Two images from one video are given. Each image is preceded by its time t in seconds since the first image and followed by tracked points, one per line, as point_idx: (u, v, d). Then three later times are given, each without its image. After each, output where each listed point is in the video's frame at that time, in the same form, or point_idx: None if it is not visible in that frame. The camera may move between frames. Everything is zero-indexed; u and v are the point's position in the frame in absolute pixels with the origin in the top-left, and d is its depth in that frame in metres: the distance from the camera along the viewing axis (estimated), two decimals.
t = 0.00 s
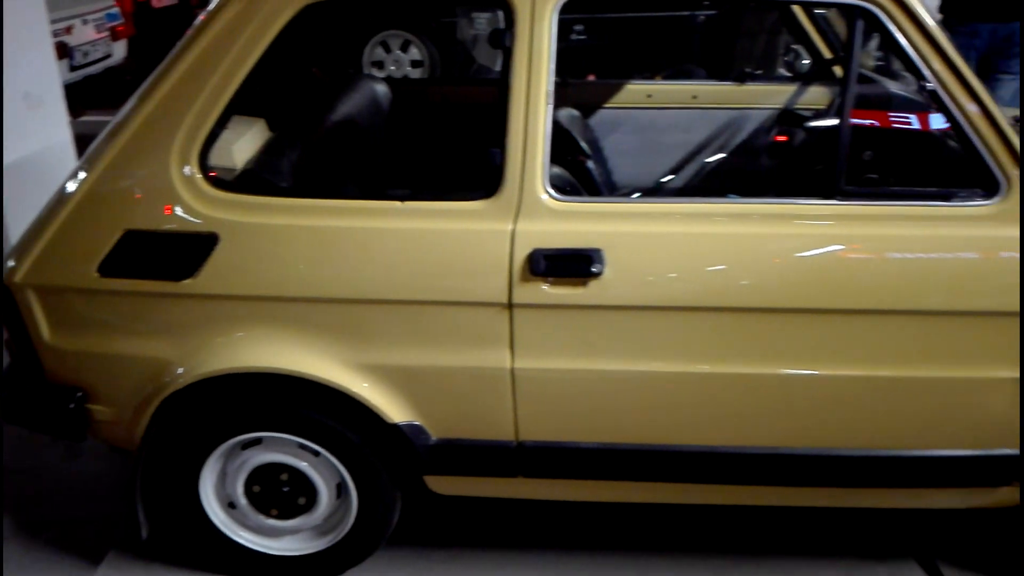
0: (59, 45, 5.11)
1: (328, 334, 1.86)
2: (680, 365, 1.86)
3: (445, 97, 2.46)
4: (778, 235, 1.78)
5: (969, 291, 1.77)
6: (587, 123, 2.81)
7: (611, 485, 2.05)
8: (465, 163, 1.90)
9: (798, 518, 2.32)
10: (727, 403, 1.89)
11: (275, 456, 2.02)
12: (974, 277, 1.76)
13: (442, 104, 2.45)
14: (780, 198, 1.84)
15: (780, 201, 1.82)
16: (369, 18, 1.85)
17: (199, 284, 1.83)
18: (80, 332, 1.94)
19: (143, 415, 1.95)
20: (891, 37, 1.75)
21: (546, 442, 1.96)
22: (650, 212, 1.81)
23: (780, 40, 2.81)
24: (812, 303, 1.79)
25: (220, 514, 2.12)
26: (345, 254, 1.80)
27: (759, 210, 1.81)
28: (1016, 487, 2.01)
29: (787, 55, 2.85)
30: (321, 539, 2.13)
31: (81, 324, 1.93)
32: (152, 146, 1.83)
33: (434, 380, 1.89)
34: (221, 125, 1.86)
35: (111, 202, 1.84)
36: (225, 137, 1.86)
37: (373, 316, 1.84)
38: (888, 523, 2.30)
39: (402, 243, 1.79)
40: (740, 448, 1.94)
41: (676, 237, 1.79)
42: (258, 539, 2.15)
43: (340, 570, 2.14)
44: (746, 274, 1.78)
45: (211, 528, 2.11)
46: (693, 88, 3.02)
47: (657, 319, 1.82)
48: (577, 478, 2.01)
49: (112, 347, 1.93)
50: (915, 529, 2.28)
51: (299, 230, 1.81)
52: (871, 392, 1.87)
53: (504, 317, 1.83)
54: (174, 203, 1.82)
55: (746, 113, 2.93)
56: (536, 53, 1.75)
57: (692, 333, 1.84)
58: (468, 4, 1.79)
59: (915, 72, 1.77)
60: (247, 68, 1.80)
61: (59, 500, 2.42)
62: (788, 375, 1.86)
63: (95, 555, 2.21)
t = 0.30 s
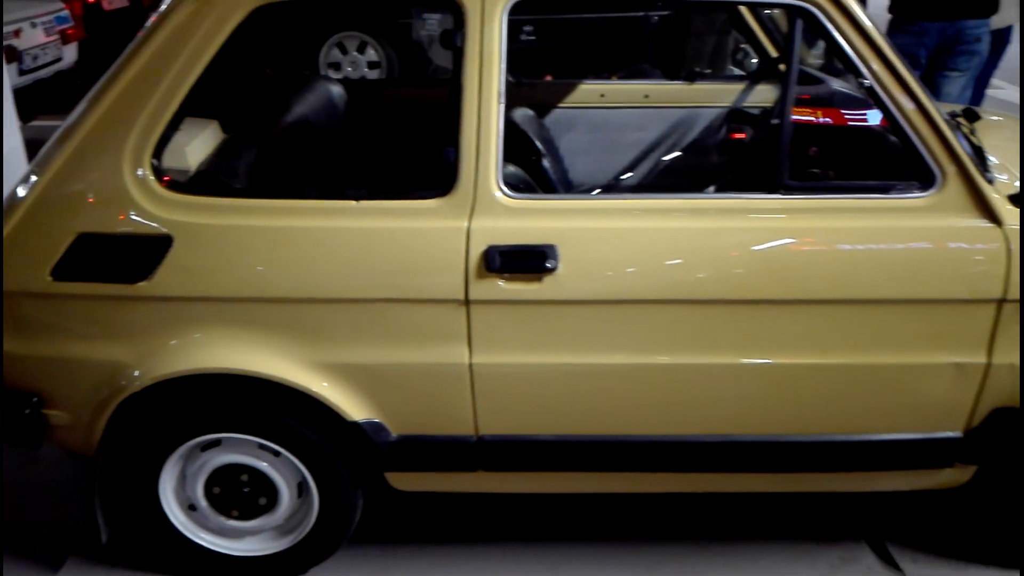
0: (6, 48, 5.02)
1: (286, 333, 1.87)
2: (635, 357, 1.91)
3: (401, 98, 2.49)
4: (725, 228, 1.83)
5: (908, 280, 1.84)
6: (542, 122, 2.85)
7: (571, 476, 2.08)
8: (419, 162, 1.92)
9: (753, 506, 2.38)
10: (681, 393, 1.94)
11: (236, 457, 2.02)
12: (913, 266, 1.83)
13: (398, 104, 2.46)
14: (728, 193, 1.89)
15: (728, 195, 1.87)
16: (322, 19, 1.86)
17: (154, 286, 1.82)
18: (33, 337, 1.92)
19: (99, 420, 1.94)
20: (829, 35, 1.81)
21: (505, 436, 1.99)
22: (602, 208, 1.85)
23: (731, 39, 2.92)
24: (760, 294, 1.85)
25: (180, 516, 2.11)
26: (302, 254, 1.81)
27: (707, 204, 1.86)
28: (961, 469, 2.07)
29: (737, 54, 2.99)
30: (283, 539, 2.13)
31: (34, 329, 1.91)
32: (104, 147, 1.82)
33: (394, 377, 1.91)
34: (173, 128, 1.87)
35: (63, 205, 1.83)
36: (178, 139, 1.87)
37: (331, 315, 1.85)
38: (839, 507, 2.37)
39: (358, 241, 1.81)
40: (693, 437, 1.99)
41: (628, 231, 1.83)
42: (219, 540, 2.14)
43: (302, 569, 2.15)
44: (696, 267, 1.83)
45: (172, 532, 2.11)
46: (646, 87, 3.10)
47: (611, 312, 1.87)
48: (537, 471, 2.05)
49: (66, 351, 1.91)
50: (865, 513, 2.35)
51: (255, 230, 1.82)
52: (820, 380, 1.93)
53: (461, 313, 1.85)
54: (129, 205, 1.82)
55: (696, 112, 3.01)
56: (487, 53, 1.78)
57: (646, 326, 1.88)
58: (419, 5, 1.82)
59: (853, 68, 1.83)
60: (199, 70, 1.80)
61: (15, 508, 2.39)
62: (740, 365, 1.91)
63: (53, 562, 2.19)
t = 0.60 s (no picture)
0: None
1: (250, 328, 1.89)
2: (595, 346, 1.95)
3: (363, 96, 2.51)
4: (679, 219, 1.89)
5: (856, 267, 1.90)
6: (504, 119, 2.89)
7: (534, 466, 2.13)
8: (380, 157, 1.95)
9: (714, 491, 2.45)
10: (639, 381, 1.98)
11: (202, 452, 2.04)
12: (861, 253, 1.89)
13: (360, 102, 2.49)
14: (682, 185, 1.95)
15: (681, 187, 1.92)
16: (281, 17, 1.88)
17: (117, 283, 1.83)
18: None
19: (63, 417, 1.94)
20: (775, 31, 1.86)
21: (469, 426, 2.02)
22: (559, 201, 1.89)
23: (692, 38, 3.00)
24: (714, 283, 1.90)
25: (147, 512, 2.12)
26: (265, 249, 1.83)
27: (662, 196, 1.91)
28: (911, 450, 2.13)
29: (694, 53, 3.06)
30: (251, 533, 2.15)
31: None
32: (65, 145, 1.83)
33: (358, 370, 1.94)
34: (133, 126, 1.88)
35: (24, 203, 1.83)
36: (138, 138, 1.88)
37: (294, 308, 1.88)
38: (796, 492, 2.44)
39: (320, 237, 1.84)
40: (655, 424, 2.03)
41: (584, 223, 1.87)
42: (186, 536, 2.16)
43: (270, 562, 2.18)
44: (652, 257, 1.88)
45: (139, 528, 2.11)
46: (605, 85, 3.14)
47: (570, 303, 1.91)
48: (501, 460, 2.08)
49: (28, 350, 1.91)
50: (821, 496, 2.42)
51: (217, 226, 1.83)
52: (774, 365, 1.98)
53: (423, 306, 1.89)
54: (90, 203, 1.83)
55: (655, 109, 3.04)
56: (444, 50, 1.81)
57: (604, 316, 1.93)
58: (377, 3, 1.85)
59: (799, 63, 1.89)
60: (159, 68, 1.82)
61: None
62: (695, 352, 1.96)
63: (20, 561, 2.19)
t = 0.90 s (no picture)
0: None
1: (226, 318, 1.94)
2: (562, 332, 2.02)
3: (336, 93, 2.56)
4: (641, 209, 1.96)
5: (811, 254, 1.98)
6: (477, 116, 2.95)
7: (504, 451, 2.19)
8: (351, 151, 2.01)
9: (681, 474, 2.53)
10: (604, 366, 2.06)
11: (179, 440, 2.08)
12: (815, 240, 1.97)
13: (334, 98, 2.54)
14: (644, 176, 2.01)
15: (643, 178, 1.99)
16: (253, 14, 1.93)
17: (95, 275, 1.88)
18: None
19: (41, 407, 1.97)
20: (732, 27, 1.93)
21: (441, 412, 2.08)
22: (525, 192, 1.95)
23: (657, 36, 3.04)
24: (676, 271, 1.97)
25: (125, 500, 2.16)
26: (239, 240, 1.88)
27: (625, 187, 1.98)
28: (868, 430, 2.22)
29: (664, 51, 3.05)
30: (229, 519, 2.20)
31: None
32: (42, 140, 1.87)
33: (332, 358, 1.99)
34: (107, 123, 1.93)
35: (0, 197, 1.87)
36: (113, 134, 1.93)
37: (269, 298, 1.93)
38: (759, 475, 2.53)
39: (293, 228, 1.89)
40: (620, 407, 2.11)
41: (549, 214, 1.94)
42: (165, 523, 2.20)
43: (248, 547, 2.23)
44: (615, 245, 1.95)
45: (118, 516, 2.16)
46: (576, 82, 3.20)
47: (537, 290, 1.97)
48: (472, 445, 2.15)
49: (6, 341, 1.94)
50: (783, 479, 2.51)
51: (193, 218, 1.88)
52: (735, 350, 2.06)
53: (394, 295, 1.94)
54: (67, 196, 1.87)
55: (624, 106, 3.14)
56: (411, 46, 1.87)
57: (570, 303, 1.99)
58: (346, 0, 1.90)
59: (754, 56, 1.96)
60: (134, 64, 1.86)
61: None
62: (658, 337, 2.04)
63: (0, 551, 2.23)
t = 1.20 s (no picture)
0: None
1: (207, 311, 2.00)
2: (535, 323, 2.08)
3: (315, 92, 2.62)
4: (609, 203, 2.02)
5: (774, 245, 2.05)
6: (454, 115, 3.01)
7: (480, 439, 2.26)
8: (328, 148, 2.06)
9: (653, 463, 2.60)
10: (576, 355, 2.13)
11: (162, 431, 2.13)
12: (777, 232, 2.05)
13: (311, 97, 2.59)
14: (613, 171, 2.08)
15: (611, 173, 2.06)
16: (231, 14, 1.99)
17: (77, 271, 1.92)
18: None
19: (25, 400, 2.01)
20: (695, 27, 2.00)
21: (418, 401, 2.14)
22: (498, 187, 2.01)
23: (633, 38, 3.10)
24: (644, 263, 2.04)
25: (109, 491, 2.21)
26: (219, 235, 1.94)
27: (594, 181, 2.05)
28: (832, 416, 2.31)
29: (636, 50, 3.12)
30: (211, 509, 2.25)
31: None
32: (24, 140, 1.91)
33: (311, 350, 2.05)
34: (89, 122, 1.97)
35: None
36: (94, 133, 1.97)
37: (249, 291, 1.99)
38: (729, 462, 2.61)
39: (272, 223, 1.95)
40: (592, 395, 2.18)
41: (521, 208, 2.00)
42: (148, 513, 2.25)
43: (231, 536, 2.28)
44: (585, 238, 2.01)
45: (102, 507, 2.20)
46: (551, 81, 3.24)
47: (510, 282, 2.04)
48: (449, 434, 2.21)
49: None
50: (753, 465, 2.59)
51: (173, 214, 1.93)
52: (702, 338, 2.14)
53: (371, 287, 2.00)
54: (50, 193, 1.91)
55: (599, 105, 3.23)
56: (386, 45, 1.93)
57: (542, 295, 2.06)
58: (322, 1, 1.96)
59: (717, 55, 2.03)
60: (114, 66, 1.91)
61: None
62: (628, 327, 2.11)
63: None
